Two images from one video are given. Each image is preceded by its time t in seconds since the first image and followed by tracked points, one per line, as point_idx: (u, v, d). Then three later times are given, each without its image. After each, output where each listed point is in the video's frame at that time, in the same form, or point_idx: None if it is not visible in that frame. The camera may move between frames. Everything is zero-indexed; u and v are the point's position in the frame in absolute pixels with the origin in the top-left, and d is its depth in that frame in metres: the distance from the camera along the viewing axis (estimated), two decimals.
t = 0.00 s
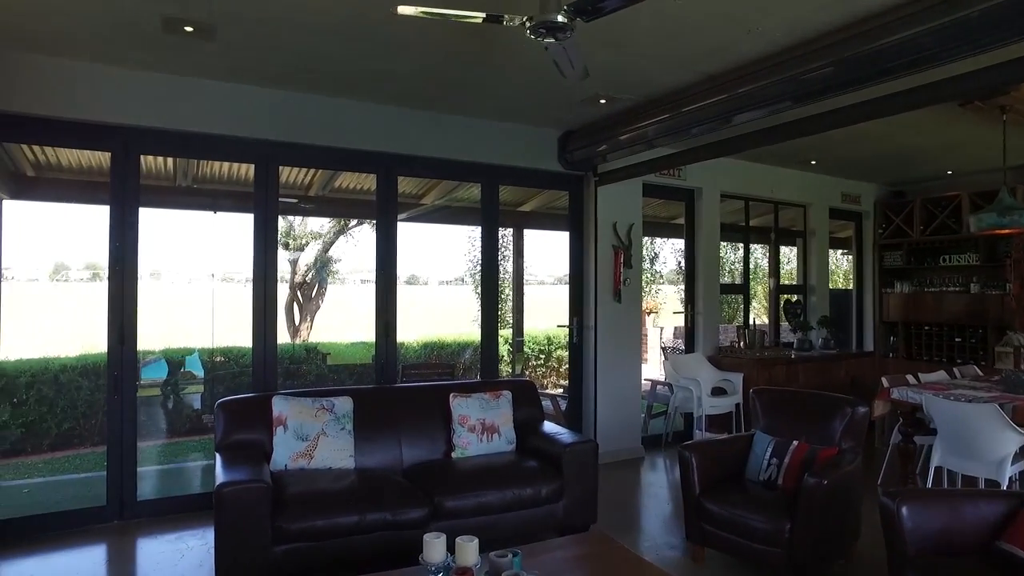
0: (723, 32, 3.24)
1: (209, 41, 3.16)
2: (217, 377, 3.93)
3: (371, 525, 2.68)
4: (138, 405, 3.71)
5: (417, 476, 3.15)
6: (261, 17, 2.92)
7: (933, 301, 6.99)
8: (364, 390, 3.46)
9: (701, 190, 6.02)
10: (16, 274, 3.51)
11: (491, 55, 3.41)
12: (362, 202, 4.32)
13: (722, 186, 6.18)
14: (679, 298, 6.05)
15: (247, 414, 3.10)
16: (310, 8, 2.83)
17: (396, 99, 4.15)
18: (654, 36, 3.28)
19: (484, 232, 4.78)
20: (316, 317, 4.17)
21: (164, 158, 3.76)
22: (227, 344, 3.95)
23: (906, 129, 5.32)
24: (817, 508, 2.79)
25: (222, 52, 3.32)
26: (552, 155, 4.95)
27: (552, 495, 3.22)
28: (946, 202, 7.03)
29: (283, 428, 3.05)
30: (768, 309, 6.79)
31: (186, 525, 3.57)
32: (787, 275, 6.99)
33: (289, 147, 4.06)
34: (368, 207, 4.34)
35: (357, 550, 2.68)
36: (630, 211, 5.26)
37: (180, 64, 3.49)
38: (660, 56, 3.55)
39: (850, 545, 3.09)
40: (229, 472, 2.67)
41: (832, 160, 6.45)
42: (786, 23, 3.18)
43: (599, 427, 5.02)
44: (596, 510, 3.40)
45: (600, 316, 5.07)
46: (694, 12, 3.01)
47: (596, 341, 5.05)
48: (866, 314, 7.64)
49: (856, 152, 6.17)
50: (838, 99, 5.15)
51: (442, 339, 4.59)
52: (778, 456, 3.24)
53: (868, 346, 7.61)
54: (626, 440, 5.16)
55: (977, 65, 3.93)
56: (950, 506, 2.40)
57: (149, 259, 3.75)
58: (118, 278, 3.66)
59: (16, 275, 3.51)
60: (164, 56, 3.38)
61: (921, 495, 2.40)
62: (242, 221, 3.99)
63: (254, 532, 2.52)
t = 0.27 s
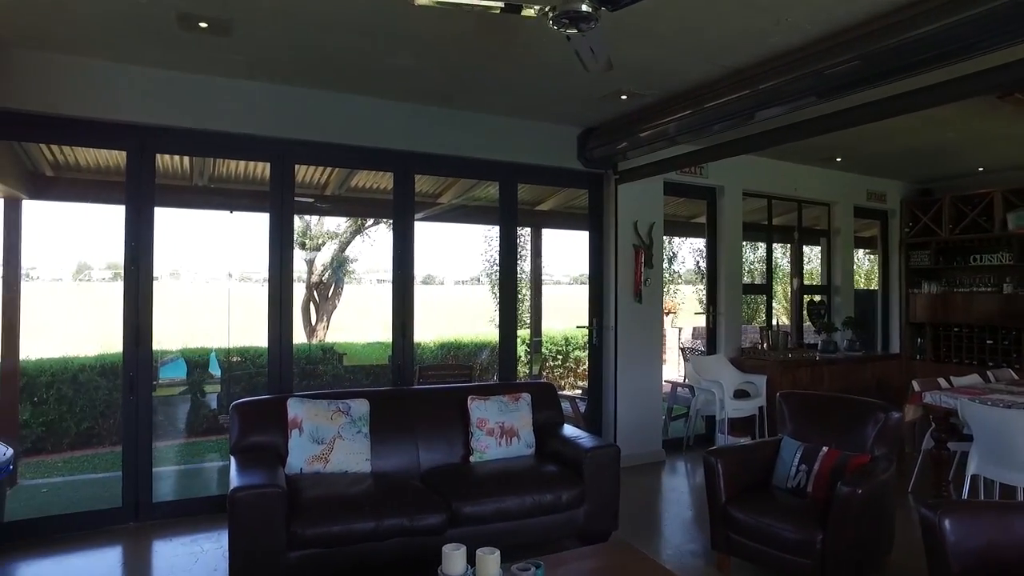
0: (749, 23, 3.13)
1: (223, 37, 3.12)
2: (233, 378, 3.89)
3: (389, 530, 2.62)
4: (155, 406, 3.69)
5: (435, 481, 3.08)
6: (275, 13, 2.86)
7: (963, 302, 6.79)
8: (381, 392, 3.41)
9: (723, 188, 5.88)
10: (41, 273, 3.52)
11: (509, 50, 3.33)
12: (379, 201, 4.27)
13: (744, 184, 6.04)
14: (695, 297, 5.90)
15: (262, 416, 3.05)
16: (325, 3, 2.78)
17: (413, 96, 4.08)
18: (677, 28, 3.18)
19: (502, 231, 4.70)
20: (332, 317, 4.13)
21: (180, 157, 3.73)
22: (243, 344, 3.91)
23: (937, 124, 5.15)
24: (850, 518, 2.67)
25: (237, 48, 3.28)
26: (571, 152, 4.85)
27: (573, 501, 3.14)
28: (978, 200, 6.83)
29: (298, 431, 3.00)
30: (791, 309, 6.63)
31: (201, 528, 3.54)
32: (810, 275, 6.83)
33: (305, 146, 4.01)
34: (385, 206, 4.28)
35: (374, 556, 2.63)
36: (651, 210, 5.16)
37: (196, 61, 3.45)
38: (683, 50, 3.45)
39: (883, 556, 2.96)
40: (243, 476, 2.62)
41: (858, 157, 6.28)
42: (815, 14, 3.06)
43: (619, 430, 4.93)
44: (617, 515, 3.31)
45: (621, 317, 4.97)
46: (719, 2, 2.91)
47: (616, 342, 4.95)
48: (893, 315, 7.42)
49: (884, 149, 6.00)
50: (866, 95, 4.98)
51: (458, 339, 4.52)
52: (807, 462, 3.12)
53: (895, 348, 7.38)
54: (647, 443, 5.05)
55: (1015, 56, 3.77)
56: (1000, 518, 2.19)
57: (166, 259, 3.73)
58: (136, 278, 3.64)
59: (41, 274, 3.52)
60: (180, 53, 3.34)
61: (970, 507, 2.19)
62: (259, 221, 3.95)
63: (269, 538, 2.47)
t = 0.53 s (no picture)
0: (779, 14, 3.02)
1: (239, 33, 3.07)
2: (249, 378, 3.85)
3: (405, 536, 2.55)
4: (170, 407, 3.66)
5: (452, 486, 3.02)
6: (291, 8, 2.81)
7: (994, 303, 6.56)
8: (398, 394, 3.36)
9: (745, 186, 5.75)
10: (64, 272, 3.50)
11: (529, 44, 3.24)
12: (395, 200, 4.21)
13: (767, 182, 5.90)
14: (716, 298, 5.78)
15: (276, 417, 3.01)
16: None
17: (431, 92, 4.02)
18: (703, 20, 3.07)
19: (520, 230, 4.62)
20: (348, 317, 4.07)
21: (195, 155, 3.69)
22: (260, 344, 3.87)
23: (970, 119, 4.98)
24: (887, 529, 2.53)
25: (252, 45, 3.24)
26: (590, 150, 4.76)
27: (594, 507, 3.05)
28: (1010, 198, 6.61)
29: (313, 433, 2.95)
30: (814, 310, 6.48)
31: (216, 530, 3.50)
32: (835, 275, 6.66)
33: (321, 144, 3.96)
34: (402, 205, 4.22)
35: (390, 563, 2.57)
36: (672, 208, 5.05)
37: (211, 58, 3.41)
38: (708, 43, 3.34)
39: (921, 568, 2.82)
40: (257, 479, 2.57)
41: (885, 154, 6.12)
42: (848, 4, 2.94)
43: (639, 433, 4.83)
44: (639, 522, 3.22)
45: (641, 318, 4.87)
46: None
47: (636, 344, 4.85)
48: (919, 313, 7.26)
49: (913, 145, 5.82)
50: (896, 87, 4.81)
51: (475, 340, 4.45)
52: (837, 469, 3.00)
53: (921, 349, 7.23)
54: (668, 446, 4.94)
55: None
56: None
57: (183, 259, 3.69)
58: (154, 276, 3.61)
59: (64, 274, 3.50)
60: (194, 50, 3.30)
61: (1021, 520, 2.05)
62: (275, 220, 3.90)
63: (283, 543, 2.42)
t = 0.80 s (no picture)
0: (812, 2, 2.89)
1: (255, 27, 3.02)
2: (267, 379, 3.80)
3: (424, 544, 2.48)
4: (188, 407, 3.62)
5: (472, 492, 2.94)
6: None
7: None
8: (417, 397, 3.29)
9: (772, 183, 5.59)
10: (89, 272, 3.48)
11: (551, 36, 3.15)
12: (414, 199, 4.14)
13: (794, 180, 5.74)
14: (737, 298, 5.60)
15: (293, 420, 2.95)
16: None
17: (450, 88, 3.94)
18: (732, 8, 2.95)
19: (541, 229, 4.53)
20: (367, 317, 4.01)
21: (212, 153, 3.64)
22: (278, 343, 3.82)
23: (1010, 112, 4.78)
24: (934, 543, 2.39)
25: (269, 39, 3.18)
26: (613, 147, 4.65)
27: (618, 515, 2.95)
28: None
29: (331, 437, 2.89)
30: (843, 311, 6.28)
31: (233, 533, 3.45)
32: (864, 275, 6.47)
33: (339, 142, 3.90)
34: (421, 204, 4.15)
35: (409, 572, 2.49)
36: (697, 206, 4.92)
37: (228, 54, 3.36)
38: (736, 34, 3.22)
39: None
40: (273, 485, 2.51)
41: (917, 149, 5.92)
42: None
43: (662, 436, 4.70)
44: (666, 530, 3.11)
45: (665, 319, 4.74)
46: None
47: (660, 345, 4.73)
48: (953, 314, 7.03)
49: (947, 140, 5.62)
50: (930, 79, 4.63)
51: (494, 340, 4.36)
52: (875, 478, 2.85)
53: (955, 352, 7.02)
54: (692, 450, 4.82)
55: None
56: None
57: (202, 258, 3.65)
58: (173, 275, 3.57)
59: (89, 274, 3.48)
60: (211, 46, 3.26)
61: None
62: (293, 220, 3.84)
63: (300, 550, 2.35)
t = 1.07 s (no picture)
0: None
1: (272, 19, 2.95)
2: (286, 379, 3.74)
3: (446, 553, 2.39)
4: (208, 407, 3.56)
5: (495, 498, 2.85)
6: None
7: None
8: (438, 399, 3.21)
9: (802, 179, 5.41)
10: (115, 271, 3.44)
11: (576, 25, 3.03)
12: (435, 197, 4.06)
13: (825, 176, 5.56)
14: (760, 298, 5.42)
15: (312, 422, 2.89)
16: None
17: (472, 82, 3.84)
18: None
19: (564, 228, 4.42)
20: (387, 316, 3.94)
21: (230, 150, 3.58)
22: (297, 342, 3.76)
23: None
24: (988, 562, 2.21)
25: (287, 32, 3.10)
26: (638, 142, 4.52)
27: (647, 524, 2.83)
28: None
29: (350, 440, 2.81)
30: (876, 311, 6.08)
31: (251, 536, 3.39)
32: (898, 274, 6.25)
33: (359, 138, 3.82)
34: (441, 203, 4.07)
35: None
36: (725, 204, 4.77)
37: (246, 49, 3.30)
38: (770, 21, 3.07)
39: None
40: (291, 490, 2.45)
41: (955, 144, 5.69)
42: None
43: (689, 440, 4.57)
44: (696, 539, 2.99)
45: (692, 319, 4.60)
46: None
47: (686, 347, 4.59)
48: (991, 315, 6.77)
49: (988, 134, 5.39)
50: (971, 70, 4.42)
51: (515, 340, 4.26)
52: (919, 488, 2.68)
53: (993, 355, 6.77)
54: (720, 454, 4.67)
55: None
56: None
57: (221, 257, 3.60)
58: (192, 274, 3.52)
59: (115, 273, 3.44)
60: (229, 40, 3.19)
61: None
62: (312, 219, 3.78)
63: (318, 558, 2.28)
